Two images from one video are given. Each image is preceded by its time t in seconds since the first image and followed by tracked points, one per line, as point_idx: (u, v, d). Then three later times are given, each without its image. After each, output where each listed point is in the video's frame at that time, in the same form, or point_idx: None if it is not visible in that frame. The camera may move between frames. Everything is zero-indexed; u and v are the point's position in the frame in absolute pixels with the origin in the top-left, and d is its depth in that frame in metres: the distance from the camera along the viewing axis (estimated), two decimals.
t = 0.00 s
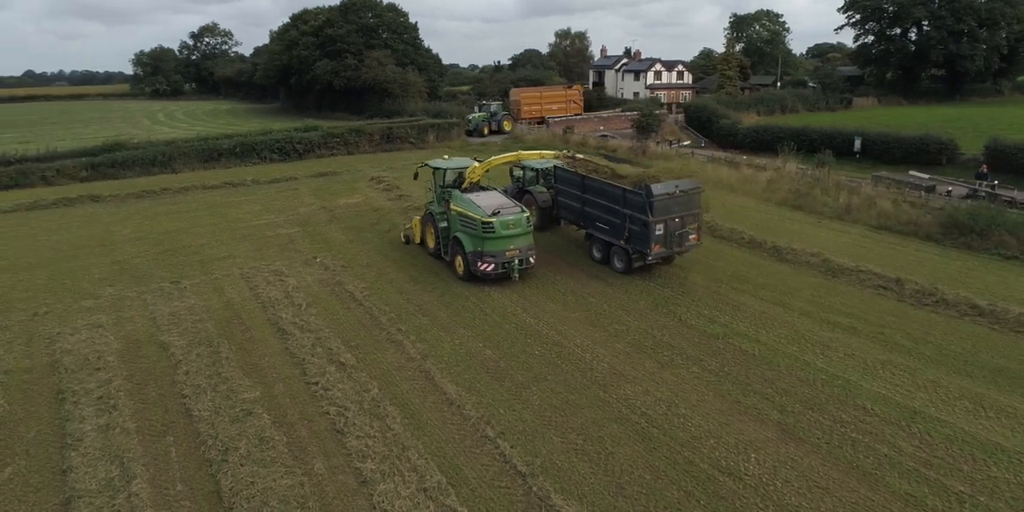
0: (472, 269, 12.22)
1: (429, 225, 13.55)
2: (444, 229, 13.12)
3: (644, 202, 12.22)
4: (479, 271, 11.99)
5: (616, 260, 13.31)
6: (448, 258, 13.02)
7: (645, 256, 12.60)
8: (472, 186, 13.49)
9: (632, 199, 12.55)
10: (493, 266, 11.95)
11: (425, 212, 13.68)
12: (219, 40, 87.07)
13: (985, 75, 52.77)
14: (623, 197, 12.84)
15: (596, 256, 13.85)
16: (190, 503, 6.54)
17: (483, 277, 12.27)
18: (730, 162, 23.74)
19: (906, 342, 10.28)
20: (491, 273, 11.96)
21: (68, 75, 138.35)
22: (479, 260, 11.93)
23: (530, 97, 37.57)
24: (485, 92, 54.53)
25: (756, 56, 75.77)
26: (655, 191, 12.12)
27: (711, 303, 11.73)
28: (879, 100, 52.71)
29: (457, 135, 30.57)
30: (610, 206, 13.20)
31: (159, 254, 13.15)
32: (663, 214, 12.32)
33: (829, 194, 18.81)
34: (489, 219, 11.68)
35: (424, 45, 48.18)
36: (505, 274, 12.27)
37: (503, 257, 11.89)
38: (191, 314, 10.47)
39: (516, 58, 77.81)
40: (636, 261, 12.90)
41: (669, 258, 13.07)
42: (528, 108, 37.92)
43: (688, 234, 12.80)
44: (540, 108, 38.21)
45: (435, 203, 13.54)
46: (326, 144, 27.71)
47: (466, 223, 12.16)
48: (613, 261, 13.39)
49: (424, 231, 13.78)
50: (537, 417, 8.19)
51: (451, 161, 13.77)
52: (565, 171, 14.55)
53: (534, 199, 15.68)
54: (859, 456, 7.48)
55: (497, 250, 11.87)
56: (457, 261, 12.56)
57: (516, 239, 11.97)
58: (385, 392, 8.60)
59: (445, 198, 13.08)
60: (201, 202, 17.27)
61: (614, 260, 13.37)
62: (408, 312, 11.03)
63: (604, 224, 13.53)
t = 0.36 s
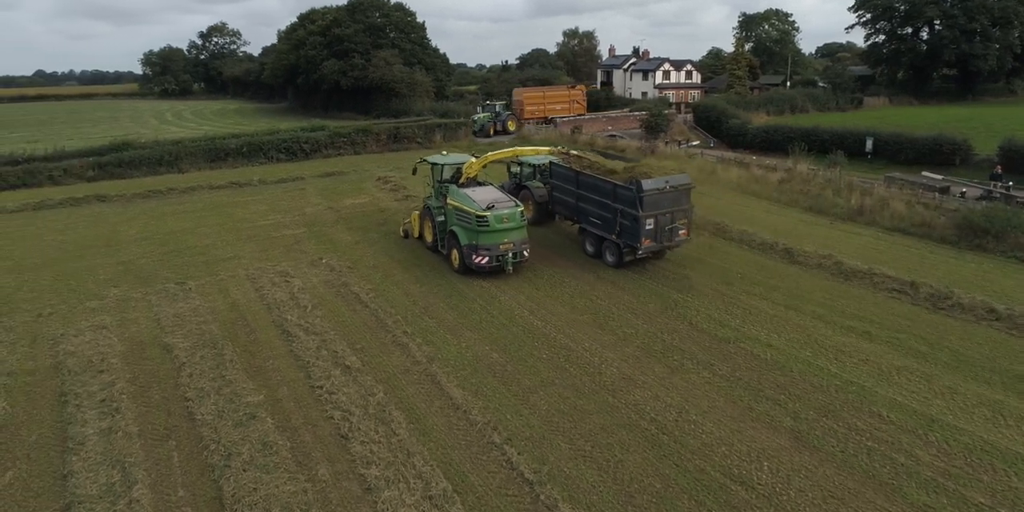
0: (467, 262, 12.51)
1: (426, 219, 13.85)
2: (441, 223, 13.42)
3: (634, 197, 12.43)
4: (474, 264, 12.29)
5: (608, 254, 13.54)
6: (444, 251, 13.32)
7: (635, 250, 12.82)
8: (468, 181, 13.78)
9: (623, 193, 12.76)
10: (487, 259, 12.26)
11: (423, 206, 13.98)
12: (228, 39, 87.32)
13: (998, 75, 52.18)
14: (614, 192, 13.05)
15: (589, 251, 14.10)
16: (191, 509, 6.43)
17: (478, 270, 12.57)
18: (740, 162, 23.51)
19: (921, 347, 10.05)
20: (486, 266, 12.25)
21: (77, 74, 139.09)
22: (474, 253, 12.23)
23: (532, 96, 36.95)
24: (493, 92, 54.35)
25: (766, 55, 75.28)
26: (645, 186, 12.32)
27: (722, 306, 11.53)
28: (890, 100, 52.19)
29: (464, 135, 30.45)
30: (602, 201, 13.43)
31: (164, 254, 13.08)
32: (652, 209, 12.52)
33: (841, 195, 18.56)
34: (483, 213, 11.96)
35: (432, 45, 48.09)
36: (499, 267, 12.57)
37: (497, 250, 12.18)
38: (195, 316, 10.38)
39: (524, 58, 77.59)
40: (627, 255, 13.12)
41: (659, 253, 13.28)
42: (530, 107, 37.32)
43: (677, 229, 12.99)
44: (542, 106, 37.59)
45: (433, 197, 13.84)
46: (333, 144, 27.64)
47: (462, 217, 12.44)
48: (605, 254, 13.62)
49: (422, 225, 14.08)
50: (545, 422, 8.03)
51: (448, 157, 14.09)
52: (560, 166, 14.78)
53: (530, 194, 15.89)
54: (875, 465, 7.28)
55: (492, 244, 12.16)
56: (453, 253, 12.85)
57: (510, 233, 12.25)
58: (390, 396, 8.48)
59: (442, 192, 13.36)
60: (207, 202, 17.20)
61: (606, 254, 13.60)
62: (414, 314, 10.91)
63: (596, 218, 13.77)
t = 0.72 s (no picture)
0: (462, 256, 12.69)
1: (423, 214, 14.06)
2: (437, 218, 13.63)
3: (625, 193, 12.75)
4: (468, 257, 12.47)
5: (599, 248, 13.85)
6: (440, 246, 13.52)
7: (625, 245, 13.14)
8: (465, 177, 13.99)
9: (614, 189, 13.09)
10: (481, 252, 12.41)
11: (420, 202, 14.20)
12: (234, 39, 87.39)
13: (1010, 74, 51.60)
14: (606, 188, 13.38)
15: (581, 245, 14.39)
16: None
17: (472, 264, 12.74)
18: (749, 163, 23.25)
19: (935, 353, 9.82)
20: (479, 260, 12.42)
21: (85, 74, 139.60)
22: (468, 247, 12.40)
23: (535, 96, 36.70)
24: (499, 92, 54.17)
25: (774, 55, 74.83)
26: (635, 182, 12.65)
27: (731, 310, 11.35)
28: (900, 100, 51.71)
29: (470, 135, 30.33)
30: (594, 197, 13.75)
31: (167, 255, 13.00)
32: (642, 205, 12.84)
33: (852, 196, 18.31)
34: (476, 207, 12.16)
35: (438, 45, 47.95)
36: (493, 261, 12.72)
37: (490, 244, 12.35)
38: (198, 318, 10.27)
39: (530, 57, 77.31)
40: (618, 250, 13.43)
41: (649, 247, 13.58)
42: (534, 107, 37.03)
43: (667, 225, 13.29)
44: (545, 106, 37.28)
45: (430, 193, 14.06)
46: (338, 144, 27.53)
47: (456, 212, 12.65)
48: (596, 249, 13.94)
49: (419, 220, 14.29)
50: (552, 429, 7.86)
51: (445, 154, 14.29)
52: (554, 163, 15.11)
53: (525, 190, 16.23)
54: (891, 475, 7.08)
55: (485, 238, 12.34)
56: (448, 248, 13.04)
57: (503, 227, 12.42)
58: (394, 401, 8.33)
59: (438, 188, 13.58)
60: (212, 202, 17.11)
61: (597, 249, 13.91)
62: (418, 316, 10.77)
63: (588, 214, 14.10)
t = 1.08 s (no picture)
0: (457, 250, 12.92)
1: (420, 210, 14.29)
2: (433, 213, 13.86)
3: (616, 189, 12.79)
4: (463, 252, 12.71)
5: (592, 244, 13.92)
6: (435, 240, 13.75)
7: (618, 240, 13.18)
8: (461, 173, 14.19)
9: (606, 185, 13.12)
10: (476, 247, 12.66)
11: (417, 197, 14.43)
12: (241, 39, 87.50)
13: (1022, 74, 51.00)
14: (598, 184, 13.42)
15: (575, 241, 14.49)
16: None
17: (467, 258, 12.98)
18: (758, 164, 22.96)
19: (953, 361, 9.56)
20: (474, 254, 12.66)
21: (92, 74, 140.10)
22: (463, 241, 12.64)
23: (538, 96, 36.42)
24: (505, 92, 53.95)
25: (782, 54, 74.36)
26: (626, 178, 12.67)
27: (742, 314, 11.12)
28: (910, 100, 51.21)
29: (476, 135, 30.16)
30: (587, 193, 13.80)
31: (170, 256, 12.87)
32: (634, 201, 12.87)
33: (864, 198, 18.03)
34: (470, 202, 12.39)
35: (445, 44, 47.80)
36: (488, 255, 12.96)
37: (485, 238, 12.59)
38: (200, 321, 10.12)
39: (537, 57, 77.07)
40: (610, 246, 13.49)
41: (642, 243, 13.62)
42: (538, 107, 36.73)
43: (659, 220, 13.32)
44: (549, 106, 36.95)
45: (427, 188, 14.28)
46: (344, 144, 27.38)
47: (451, 207, 12.87)
48: (590, 245, 14.00)
49: (416, 215, 14.51)
50: (559, 438, 7.66)
51: (442, 150, 14.47)
52: (549, 160, 15.18)
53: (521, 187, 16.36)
54: (910, 489, 6.85)
55: (480, 232, 12.58)
56: (444, 243, 13.27)
57: (497, 222, 12.66)
58: (397, 407, 8.15)
59: (434, 183, 13.79)
60: (215, 203, 16.99)
61: (591, 245, 13.97)
62: (423, 320, 10.60)
63: (582, 210, 14.16)
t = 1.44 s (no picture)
0: (450, 245, 12.98)
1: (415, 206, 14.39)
2: (428, 209, 13.95)
3: (607, 186, 12.89)
4: (456, 247, 12.77)
5: (584, 240, 14.04)
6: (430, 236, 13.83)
7: (608, 237, 13.30)
8: (456, 170, 14.26)
9: (596, 182, 13.23)
10: (469, 242, 12.71)
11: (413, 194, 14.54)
12: (246, 39, 87.42)
13: None
14: (588, 181, 13.53)
15: (567, 237, 14.62)
16: None
17: (460, 253, 13.04)
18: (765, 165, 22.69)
19: (970, 369, 9.29)
20: (467, 249, 12.72)
21: (99, 74, 140.45)
22: (455, 237, 12.70)
23: (541, 97, 36.09)
24: (510, 92, 53.71)
25: (788, 54, 73.89)
26: (616, 176, 12.78)
27: (751, 320, 10.87)
28: (919, 100, 50.73)
29: (480, 135, 29.95)
30: (578, 190, 13.91)
31: (169, 258, 12.70)
32: (624, 198, 12.97)
33: (874, 200, 17.74)
34: (463, 198, 12.48)
35: (449, 44, 47.60)
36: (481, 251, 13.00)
37: (477, 234, 12.64)
38: (198, 325, 9.93)
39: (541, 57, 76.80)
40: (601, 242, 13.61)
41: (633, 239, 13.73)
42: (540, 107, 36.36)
43: (649, 217, 13.42)
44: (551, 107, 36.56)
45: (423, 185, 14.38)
46: (347, 144, 27.20)
47: (445, 203, 12.96)
48: (582, 241, 14.12)
49: (412, 212, 14.61)
50: (564, 449, 7.44)
51: (438, 147, 14.58)
52: (542, 157, 15.26)
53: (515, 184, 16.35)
54: (929, 505, 6.59)
55: (472, 228, 12.63)
56: (438, 238, 13.34)
57: (489, 217, 12.71)
58: (397, 416, 7.95)
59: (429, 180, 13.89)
60: (216, 204, 16.83)
61: (582, 241, 14.09)
62: (425, 324, 10.40)
63: (573, 207, 14.27)
